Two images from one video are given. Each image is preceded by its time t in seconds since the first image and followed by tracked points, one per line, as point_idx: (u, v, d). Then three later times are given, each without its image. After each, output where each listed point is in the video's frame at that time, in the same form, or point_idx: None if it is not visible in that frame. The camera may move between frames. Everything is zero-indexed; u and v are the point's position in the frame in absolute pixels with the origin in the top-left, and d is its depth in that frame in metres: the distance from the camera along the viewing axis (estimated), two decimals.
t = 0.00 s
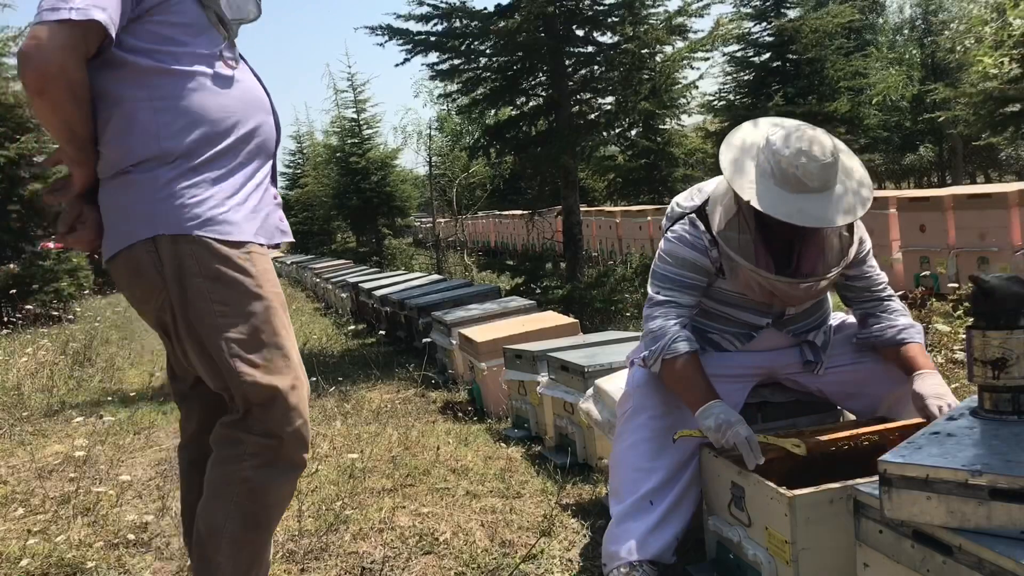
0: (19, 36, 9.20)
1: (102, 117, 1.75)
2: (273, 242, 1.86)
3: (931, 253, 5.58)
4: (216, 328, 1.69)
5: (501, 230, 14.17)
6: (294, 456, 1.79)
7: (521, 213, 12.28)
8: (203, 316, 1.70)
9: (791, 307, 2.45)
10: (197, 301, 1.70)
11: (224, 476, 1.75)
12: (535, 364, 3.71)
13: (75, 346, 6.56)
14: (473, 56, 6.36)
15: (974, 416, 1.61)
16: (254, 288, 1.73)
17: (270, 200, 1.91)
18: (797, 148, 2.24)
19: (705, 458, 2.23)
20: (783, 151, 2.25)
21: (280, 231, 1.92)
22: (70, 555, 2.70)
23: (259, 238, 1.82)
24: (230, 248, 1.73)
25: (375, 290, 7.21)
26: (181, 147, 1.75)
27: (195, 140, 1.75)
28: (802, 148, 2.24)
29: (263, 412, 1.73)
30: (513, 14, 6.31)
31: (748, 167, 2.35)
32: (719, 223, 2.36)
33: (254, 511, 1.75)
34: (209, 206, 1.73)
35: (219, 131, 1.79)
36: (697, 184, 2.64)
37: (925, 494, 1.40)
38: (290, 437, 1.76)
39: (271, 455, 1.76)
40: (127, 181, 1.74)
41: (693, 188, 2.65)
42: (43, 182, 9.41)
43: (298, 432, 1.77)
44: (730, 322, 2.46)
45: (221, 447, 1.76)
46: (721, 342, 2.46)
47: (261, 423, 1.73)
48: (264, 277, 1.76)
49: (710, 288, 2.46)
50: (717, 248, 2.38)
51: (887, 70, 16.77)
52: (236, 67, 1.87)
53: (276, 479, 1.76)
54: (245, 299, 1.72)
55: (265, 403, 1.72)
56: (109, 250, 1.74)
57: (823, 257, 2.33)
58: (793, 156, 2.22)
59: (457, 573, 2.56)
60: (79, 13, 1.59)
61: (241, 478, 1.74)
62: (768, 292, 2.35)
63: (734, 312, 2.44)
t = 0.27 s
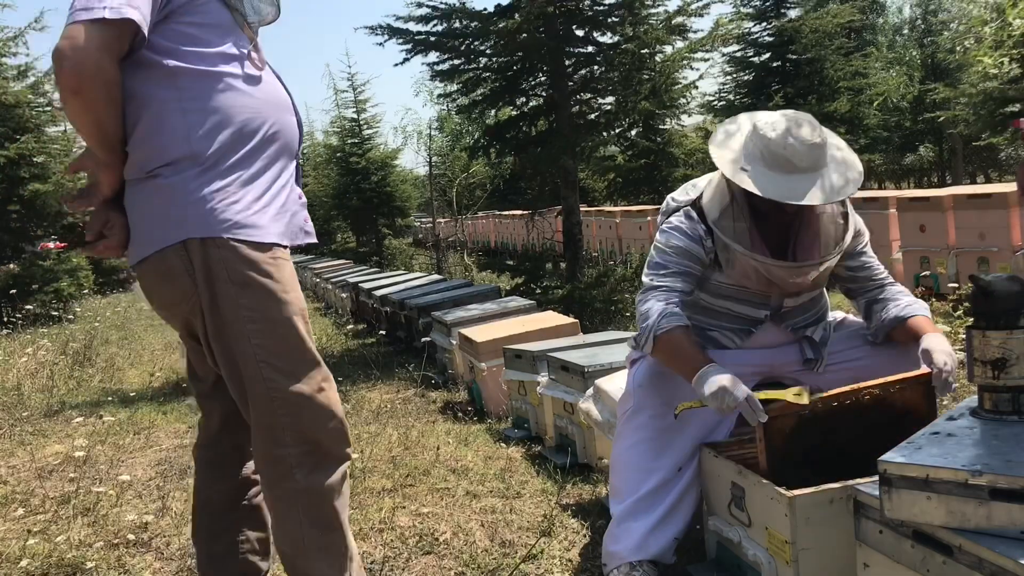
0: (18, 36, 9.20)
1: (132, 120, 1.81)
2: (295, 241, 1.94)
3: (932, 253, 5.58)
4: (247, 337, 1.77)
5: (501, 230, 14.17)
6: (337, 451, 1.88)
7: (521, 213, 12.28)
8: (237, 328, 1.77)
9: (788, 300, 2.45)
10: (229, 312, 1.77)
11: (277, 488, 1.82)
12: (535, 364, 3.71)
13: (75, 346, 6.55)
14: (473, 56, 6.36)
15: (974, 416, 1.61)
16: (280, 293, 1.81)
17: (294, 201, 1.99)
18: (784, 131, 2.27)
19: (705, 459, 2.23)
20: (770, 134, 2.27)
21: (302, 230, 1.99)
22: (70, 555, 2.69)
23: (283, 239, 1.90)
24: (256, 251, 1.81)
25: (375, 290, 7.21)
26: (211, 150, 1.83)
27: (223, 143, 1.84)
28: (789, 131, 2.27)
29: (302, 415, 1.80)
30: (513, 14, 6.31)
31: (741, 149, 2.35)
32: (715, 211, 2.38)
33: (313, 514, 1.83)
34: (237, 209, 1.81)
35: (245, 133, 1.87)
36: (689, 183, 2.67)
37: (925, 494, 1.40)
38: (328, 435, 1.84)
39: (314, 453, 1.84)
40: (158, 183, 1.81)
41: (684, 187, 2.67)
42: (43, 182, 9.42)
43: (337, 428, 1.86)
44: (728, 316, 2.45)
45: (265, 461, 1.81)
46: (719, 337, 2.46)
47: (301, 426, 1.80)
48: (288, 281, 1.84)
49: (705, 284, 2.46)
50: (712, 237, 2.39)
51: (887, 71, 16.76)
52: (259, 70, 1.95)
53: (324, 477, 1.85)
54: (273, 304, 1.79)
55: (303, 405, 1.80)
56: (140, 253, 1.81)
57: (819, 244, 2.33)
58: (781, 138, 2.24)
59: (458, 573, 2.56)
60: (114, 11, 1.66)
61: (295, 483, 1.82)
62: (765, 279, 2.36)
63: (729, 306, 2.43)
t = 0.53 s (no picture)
0: (18, 36, 9.22)
1: (189, 137, 1.83)
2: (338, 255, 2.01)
3: (932, 253, 5.58)
4: (299, 356, 1.82)
5: (501, 230, 14.18)
6: (379, 472, 1.94)
7: (521, 213, 12.28)
8: (289, 347, 1.82)
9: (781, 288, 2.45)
10: (282, 331, 1.82)
11: (323, 508, 1.87)
12: (535, 364, 3.71)
13: (75, 346, 6.54)
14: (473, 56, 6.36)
15: (974, 415, 1.61)
16: (331, 314, 1.86)
17: (336, 216, 2.06)
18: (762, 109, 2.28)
19: (705, 459, 2.23)
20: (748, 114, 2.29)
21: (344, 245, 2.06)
22: (70, 555, 2.69)
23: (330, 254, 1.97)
24: (310, 269, 1.87)
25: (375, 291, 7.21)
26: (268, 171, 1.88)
27: (279, 163, 1.90)
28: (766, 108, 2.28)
29: (348, 435, 1.86)
30: (513, 14, 6.31)
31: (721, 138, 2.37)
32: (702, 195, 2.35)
33: (357, 533, 1.89)
34: (293, 229, 1.87)
35: (297, 153, 1.94)
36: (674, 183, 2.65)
37: (925, 494, 1.40)
38: (372, 455, 1.90)
39: (358, 473, 1.90)
40: (216, 200, 1.85)
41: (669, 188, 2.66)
42: (43, 182, 9.42)
43: (380, 449, 1.92)
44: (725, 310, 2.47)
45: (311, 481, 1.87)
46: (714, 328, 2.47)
47: (348, 445, 1.86)
48: (336, 303, 1.90)
49: (699, 274, 2.46)
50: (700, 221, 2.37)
51: (887, 71, 16.76)
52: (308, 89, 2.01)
53: (367, 497, 1.90)
54: (325, 325, 1.85)
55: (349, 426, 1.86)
56: (192, 269, 1.85)
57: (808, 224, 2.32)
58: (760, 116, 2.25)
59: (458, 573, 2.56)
60: (180, 38, 1.70)
61: (339, 503, 1.87)
62: (756, 262, 2.36)
63: (723, 294, 2.44)
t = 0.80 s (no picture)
0: (18, 36, 9.22)
1: (239, 139, 1.86)
2: (381, 255, 2.00)
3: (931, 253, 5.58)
4: (325, 353, 1.83)
5: (501, 231, 14.18)
6: (386, 475, 1.96)
7: (521, 213, 12.28)
8: (314, 344, 1.83)
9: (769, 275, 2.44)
10: (309, 327, 1.83)
11: (331, 508, 1.88)
12: (535, 364, 3.71)
13: (75, 347, 6.54)
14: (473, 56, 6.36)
15: (974, 415, 1.61)
16: (359, 314, 1.88)
17: (377, 216, 2.06)
18: (724, 103, 2.31)
19: (705, 458, 2.23)
20: (712, 111, 2.32)
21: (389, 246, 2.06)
22: (70, 555, 2.69)
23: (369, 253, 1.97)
24: (345, 267, 1.88)
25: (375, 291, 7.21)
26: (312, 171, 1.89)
27: (325, 166, 1.91)
28: (730, 102, 2.30)
29: (364, 437, 1.88)
30: (513, 14, 6.31)
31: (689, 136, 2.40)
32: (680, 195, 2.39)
33: (362, 537, 1.90)
34: (335, 224, 1.88)
35: (344, 156, 1.95)
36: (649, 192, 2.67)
37: (925, 494, 1.40)
38: (381, 457, 1.92)
39: (366, 475, 1.91)
40: (258, 196, 1.86)
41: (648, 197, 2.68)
42: (43, 182, 9.43)
43: (390, 454, 1.94)
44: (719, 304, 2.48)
45: (321, 481, 1.87)
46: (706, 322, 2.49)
47: (362, 446, 1.88)
48: (365, 303, 1.91)
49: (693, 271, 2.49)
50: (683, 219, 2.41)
51: (887, 71, 16.76)
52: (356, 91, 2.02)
53: (374, 500, 1.92)
54: (353, 324, 1.86)
55: (365, 429, 1.88)
56: (226, 262, 1.87)
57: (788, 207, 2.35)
58: (724, 111, 2.28)
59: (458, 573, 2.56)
60: (229, 55, 1.68)
61: (345, 504, 1.88)
62: (741, 249, 2.38)
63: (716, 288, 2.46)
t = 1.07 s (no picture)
0: (18, 36, 9.22)
1: (255, 137, 1.86)
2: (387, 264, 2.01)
3: (931, 253, 5.58)
4: (327, 356, 1.83)
5: (501, 231, 14.16)
6: (388, 477, 1.95)
7: (521, 213, 12.27)
8: (317, 345, 1.84)
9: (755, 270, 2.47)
10: (313, 327, 1.84)
11: (332, 509, 1.88)
12: (535, 364, 3.70)
13: (75, 347, 6.54)
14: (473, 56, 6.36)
15: (974, 415, 1.61)
16: (363, 316, 1.88)
17: (385, 225, 2.07)
18: (694, 108, 2.30)
19: (704, 458, 2.23)
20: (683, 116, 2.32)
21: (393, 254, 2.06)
22: (70, 555, 2.69)
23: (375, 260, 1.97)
24: (350, 272, 1.88)
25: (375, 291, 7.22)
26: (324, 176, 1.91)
27: (337, 171, 1.92)
28: (699, 106, 2.30)
29: (366, 438, 1.88)
30: (513, 14, 6.31)
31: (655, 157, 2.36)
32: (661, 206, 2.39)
33: (362, 539, 1.90)
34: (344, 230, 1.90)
35: (357, 162, 1.96)
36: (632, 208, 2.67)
37: (925, 494, 1.40)
38: (383, 459, 1.92)
39: (368, 477, 1.91)
40: (266, 194, 1.87)
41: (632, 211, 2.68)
42: (43, 182, 9.43)
43: (391, 456, 1.94)
44: (713, 306, 2.51)
45: (322, 481, 1.87)
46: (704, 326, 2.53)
47: (363, 449, 1.88)
48: (369, 304, 1.91)
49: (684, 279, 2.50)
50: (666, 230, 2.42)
51: (886, 71, 16.74)
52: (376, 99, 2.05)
53: (375, 501, 1.92)
54: (355, 327, 1.86)
55: (367, 430, 1.88)
56: (231, 255, 1.88)
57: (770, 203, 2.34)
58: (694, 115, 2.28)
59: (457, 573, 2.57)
60: (251, 54, 1.70)
61: (346, 506, 1.88)
62: (727, 251, 2.39)
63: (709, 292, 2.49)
